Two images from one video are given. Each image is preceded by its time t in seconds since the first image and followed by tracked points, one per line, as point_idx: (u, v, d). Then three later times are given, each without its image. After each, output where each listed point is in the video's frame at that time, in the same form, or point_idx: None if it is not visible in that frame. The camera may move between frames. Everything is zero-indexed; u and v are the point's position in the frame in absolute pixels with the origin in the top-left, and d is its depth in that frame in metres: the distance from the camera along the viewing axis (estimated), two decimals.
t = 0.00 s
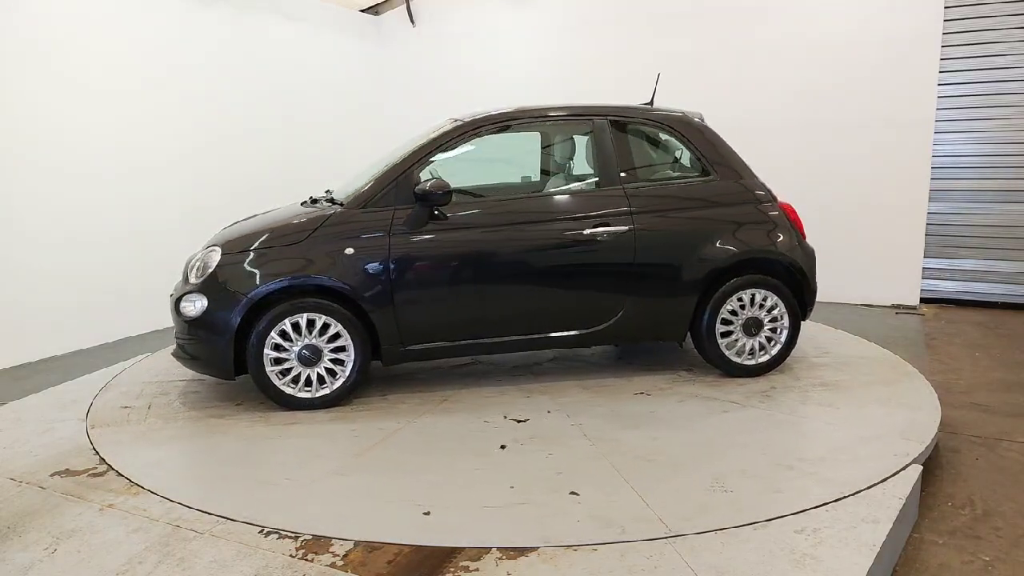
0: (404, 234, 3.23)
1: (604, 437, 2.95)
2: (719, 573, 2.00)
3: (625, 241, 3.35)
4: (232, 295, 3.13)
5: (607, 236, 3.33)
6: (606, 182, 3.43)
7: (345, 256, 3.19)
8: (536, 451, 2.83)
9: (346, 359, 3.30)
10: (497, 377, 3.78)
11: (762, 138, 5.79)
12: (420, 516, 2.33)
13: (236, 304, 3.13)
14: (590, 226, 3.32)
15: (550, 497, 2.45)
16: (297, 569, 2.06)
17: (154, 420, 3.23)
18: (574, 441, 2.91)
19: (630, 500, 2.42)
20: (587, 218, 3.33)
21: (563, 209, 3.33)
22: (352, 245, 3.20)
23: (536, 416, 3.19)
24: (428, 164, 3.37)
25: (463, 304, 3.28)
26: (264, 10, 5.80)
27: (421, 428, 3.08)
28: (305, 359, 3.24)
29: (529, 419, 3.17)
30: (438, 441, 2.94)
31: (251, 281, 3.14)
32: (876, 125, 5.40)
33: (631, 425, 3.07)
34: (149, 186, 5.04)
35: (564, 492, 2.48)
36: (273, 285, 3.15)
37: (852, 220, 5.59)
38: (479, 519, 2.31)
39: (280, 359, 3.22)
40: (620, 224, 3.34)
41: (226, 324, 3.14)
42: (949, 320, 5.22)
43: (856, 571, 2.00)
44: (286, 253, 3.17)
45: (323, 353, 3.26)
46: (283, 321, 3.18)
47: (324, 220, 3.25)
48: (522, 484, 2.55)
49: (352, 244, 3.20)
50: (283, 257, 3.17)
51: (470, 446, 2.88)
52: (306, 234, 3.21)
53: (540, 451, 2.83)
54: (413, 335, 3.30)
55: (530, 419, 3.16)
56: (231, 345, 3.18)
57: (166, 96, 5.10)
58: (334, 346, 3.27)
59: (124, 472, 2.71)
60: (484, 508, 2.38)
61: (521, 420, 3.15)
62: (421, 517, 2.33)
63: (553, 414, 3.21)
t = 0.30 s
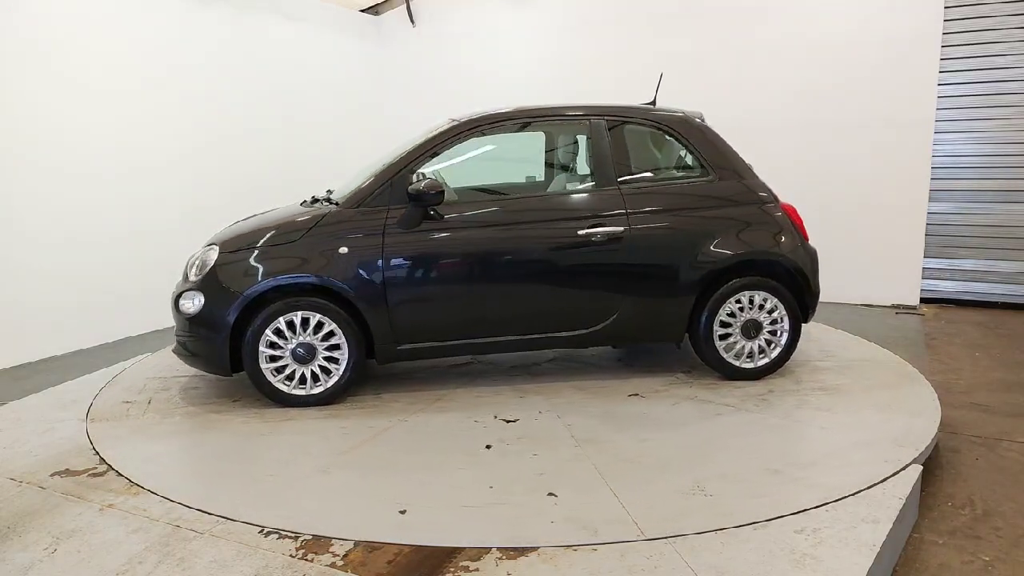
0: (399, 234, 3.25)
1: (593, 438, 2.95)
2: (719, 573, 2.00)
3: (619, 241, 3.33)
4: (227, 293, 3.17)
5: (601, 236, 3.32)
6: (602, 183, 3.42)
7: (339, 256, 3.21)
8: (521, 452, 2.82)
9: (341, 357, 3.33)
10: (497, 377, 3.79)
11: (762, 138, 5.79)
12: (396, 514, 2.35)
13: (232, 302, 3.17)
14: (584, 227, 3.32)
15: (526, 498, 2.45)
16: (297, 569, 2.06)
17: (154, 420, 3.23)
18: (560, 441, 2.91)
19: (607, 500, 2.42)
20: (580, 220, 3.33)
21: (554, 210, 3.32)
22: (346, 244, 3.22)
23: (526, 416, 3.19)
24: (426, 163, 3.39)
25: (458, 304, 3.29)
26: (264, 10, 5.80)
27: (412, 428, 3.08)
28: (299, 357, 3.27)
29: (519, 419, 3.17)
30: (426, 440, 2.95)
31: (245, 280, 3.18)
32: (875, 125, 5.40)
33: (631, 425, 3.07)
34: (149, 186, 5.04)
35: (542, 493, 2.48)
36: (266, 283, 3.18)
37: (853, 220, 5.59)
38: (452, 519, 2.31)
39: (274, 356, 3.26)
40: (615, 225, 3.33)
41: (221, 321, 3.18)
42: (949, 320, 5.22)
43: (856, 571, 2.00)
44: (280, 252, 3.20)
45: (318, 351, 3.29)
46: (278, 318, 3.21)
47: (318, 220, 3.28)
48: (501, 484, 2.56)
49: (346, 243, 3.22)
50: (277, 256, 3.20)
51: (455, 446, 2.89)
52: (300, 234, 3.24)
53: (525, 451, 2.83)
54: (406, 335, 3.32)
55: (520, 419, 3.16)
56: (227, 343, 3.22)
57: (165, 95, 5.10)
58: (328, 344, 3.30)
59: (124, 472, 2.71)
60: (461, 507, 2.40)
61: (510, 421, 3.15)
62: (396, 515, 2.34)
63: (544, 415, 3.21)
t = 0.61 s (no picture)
0: (393, 235, 3.26)
1: (582, 438, 2.95)
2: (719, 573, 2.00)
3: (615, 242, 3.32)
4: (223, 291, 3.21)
5: (596, 237, 3.31)
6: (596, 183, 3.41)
7: (333, 255, 3.23)
8: (506, 452, 2.83)
9: (336, 356, 3.35)
10: (496, 377, 3.79)
11: (762, 138, 5.79)
12: (372, 512, 2.36)
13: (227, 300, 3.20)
14: (580, 228, 3.31)
15: (503, 498, 2.45)
16: (297, 569, 2.06)
17: (154, 419, 3.23)
18: (546, 442, 2.91)
19: (583, 501, 2.42)
20: (574, 219, 3.31)
21: (549, 210, 3.32)
22: (341, 243, 3.24)
23: (516, 417, 3.19)
24: (424, 162, 3.40)
25: (452, 304, 3.30)
26: (264, 10, 5.80)
27: (402, 428, 3.08)
28: (295, 354, 3.30)
29: (508, 419, 3.17)
30: (414, 440, 2.95)
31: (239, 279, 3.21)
32: (875, 125, 5.40)
33: (631, 426, 3.07)
34: (149, 186, 5.04)
35: (520, 493, 2.49)
36: (261, 282, 3.21)
37: (853, 220, 5.59)
38: (428, 518, 2.32)
39: (270, 353, 3.29)
40: (611, 225, 3.33)
41: (218, 319, 3.21)
42: (949, 320, 5.22)
43: (856, 571, 2.00)
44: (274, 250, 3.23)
45: (313, 349, 3.32)
46: (273, 317, 3.25)
47: (313, 219, 3.30)
48: (479, 483, 2.56)
49: (340, 243, 3.24)
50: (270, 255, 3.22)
51: (441, 445, 2.90)
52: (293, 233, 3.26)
53: (509, 451, 2.83)
54: (400, 334, 3.33)
55: (510, 419, 3.17)
56: (224, 340, 3.25)
57: (164, 95, 5.09)
58: (323, 343, 3.32)
59: (124, 472, 2.71)
60: (438, 506, 2.40)
61: (499, 420, 3.16)
62: (372, 513, 2.36)
63: (534, 415, 3.21)
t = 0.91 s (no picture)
0: (386, 235, 3.27)
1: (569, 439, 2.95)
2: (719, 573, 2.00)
3: (610, 243, 3.31)
4: (220, 289, 3.23)
5: (590, 237, 3.30)
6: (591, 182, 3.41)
7: (328, 255, 3.24)
8: (492, 452, 2.83)
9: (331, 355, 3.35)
10: (496, 377, 3.79)
11: (762, 138, 5.79)
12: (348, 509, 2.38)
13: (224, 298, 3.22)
14: (574, 228, 3.31)
15: (479, 499, 2.45)
16: (297, 569, 2.06)
17: (154, 419, 3.23)
18: (531, 442, 2.91)
19: (560, 501, 2.43)
20: (569, 220, 3.31)
21: (544, 209, 3.32)
22: (336, 242, 3.25)
23: (506, 417, 3.19)
24: (420, 162, 3.42)
25: (446, 304, 3.30)
26: (264, 11, 5.80)
27: (392, 427, 3.09)
28: (290, 352, 3.31)
29: (498, 419, 3.17)
30: (403, 439, 2.96)
31: (236, 277, 3.23)
32: (875, 125, 5.41)
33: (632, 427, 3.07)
34: (149, 186, 5.04)
35: (497, 493, 2.49)
36: (256, 280, 3.23)
37: (853, 220, 5.59)
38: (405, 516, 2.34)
39: (266, 350, 3.31)
40: (605, 226, 3.32)
41: (215, 316, 3.24)
42: (949, 320, 5.22)
43: (856, 571, 2.00)
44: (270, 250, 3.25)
45: (308, 347, 3.33)
46: (270, 314, 3.27)
47: (309, 218, 3.31)
48: (458, 482, 2.57)
49: (334, 242, 3.25)
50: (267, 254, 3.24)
51: (427, 444, 2.90)
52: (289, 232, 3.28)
53: (494, 452, 2.83)
54: (395, 334, 3.34)
55: (499, 419, 3.17)
56: (220, 337, 3.27)
57: (164, 95, 5.09)
58: (318, 341, 3.33)
59: (124, 472, 2.71)
60: (416, 505, 2.42)
61: (488, 420, 3.16)
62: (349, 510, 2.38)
63: (523, 416, 3.22)
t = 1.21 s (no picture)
0: (381, 235, 3.27)
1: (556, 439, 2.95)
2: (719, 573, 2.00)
3: (605, 242, 3.31)
4: (218, 287, 3.25)
5: (585, 237, 3.30)
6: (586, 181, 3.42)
7: (324, 254, 3.26)
8: (478, 452, 2.83)
9: (327, 354, 3.35)
10: (496, 377, 3.79)
11: (762, 138, 5.79)
12: (326, 507, 2.39)
13: (221, 295, 3.24)
14: (570, 227, 3.31)
15: (455, 499, 2.45)
16: (297, 569, 2.06)
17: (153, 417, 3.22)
18: (519, 442, 2.92)
19: (538, 501, 2.43)
20: (564, 219, 3.31)
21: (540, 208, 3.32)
22: (331, 241, 3.26)
23: (496, 417, 3.19)
24: (415, 161, 3.43)
25: (442, 303, 3.30)
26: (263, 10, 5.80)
27: (383, 425, 3.09)
28: (286, 350, 3.32)
29: (488, 419, 3.17)
30: (394, 437, 2.96)
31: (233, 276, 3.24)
32: (875, 125, 5.41)
33: (632, 428, 3.07)
34: (149, 185, 5.04)
35: (475, 492, 2.49)
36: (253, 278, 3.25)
37: (852, 220, 5.59)
38: (384, 516, 2.34)
39: (263, 348, 3.33)
40: (601, 226, 3.32)
41: (212, 313, 3.25)
42: (949, 320, 5.22)
43: (856, 571, 2.00)
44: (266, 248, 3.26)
45: (304, 346, 3.33)
46: (267, 312, 3.28)
47: (306, 217, 3.32)
48: (439, 481, 2.58)
49: (330, 241, 3.26)
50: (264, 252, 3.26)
51: (414, 442, 2.91)
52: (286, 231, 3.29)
53: (480, 451, 2.84)
54: (390, 333, 3.33)
55: (489, 419, 3.17)
56: (218, 335, 3.28)
57: (164, 95, 5.09)
58: (314, 340, 3.34)
59: (124, 472, 2.71)
60: (398, 503, 2.42)
61: (479, 420, 3.16)
62: (327, 507, 2.39)
63: (514, 416, 3.22)
